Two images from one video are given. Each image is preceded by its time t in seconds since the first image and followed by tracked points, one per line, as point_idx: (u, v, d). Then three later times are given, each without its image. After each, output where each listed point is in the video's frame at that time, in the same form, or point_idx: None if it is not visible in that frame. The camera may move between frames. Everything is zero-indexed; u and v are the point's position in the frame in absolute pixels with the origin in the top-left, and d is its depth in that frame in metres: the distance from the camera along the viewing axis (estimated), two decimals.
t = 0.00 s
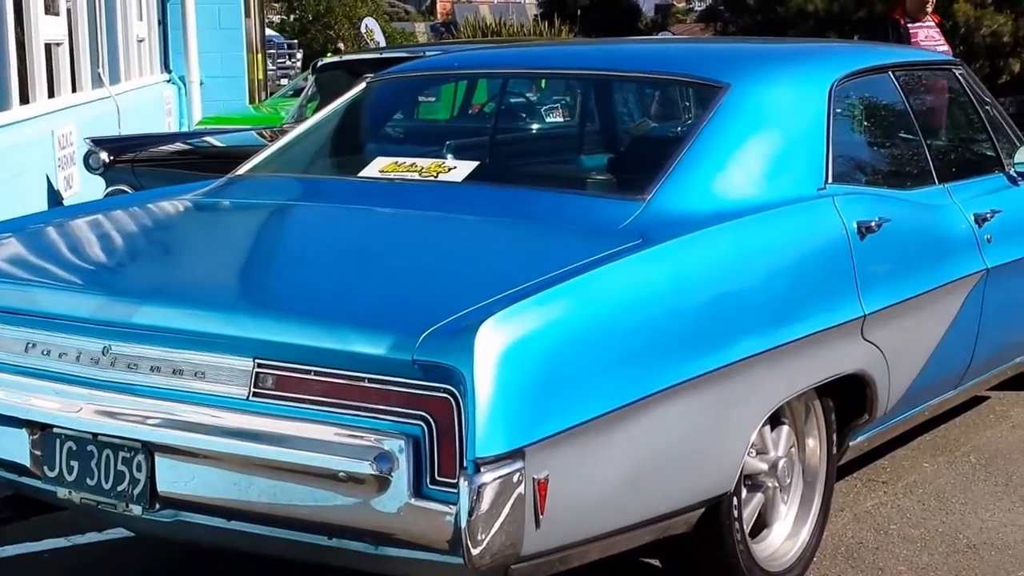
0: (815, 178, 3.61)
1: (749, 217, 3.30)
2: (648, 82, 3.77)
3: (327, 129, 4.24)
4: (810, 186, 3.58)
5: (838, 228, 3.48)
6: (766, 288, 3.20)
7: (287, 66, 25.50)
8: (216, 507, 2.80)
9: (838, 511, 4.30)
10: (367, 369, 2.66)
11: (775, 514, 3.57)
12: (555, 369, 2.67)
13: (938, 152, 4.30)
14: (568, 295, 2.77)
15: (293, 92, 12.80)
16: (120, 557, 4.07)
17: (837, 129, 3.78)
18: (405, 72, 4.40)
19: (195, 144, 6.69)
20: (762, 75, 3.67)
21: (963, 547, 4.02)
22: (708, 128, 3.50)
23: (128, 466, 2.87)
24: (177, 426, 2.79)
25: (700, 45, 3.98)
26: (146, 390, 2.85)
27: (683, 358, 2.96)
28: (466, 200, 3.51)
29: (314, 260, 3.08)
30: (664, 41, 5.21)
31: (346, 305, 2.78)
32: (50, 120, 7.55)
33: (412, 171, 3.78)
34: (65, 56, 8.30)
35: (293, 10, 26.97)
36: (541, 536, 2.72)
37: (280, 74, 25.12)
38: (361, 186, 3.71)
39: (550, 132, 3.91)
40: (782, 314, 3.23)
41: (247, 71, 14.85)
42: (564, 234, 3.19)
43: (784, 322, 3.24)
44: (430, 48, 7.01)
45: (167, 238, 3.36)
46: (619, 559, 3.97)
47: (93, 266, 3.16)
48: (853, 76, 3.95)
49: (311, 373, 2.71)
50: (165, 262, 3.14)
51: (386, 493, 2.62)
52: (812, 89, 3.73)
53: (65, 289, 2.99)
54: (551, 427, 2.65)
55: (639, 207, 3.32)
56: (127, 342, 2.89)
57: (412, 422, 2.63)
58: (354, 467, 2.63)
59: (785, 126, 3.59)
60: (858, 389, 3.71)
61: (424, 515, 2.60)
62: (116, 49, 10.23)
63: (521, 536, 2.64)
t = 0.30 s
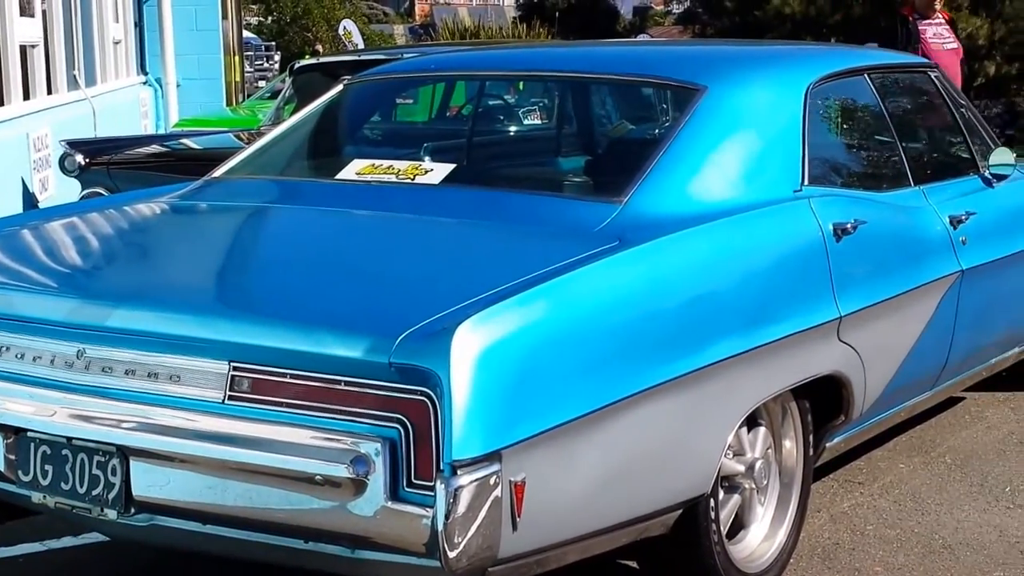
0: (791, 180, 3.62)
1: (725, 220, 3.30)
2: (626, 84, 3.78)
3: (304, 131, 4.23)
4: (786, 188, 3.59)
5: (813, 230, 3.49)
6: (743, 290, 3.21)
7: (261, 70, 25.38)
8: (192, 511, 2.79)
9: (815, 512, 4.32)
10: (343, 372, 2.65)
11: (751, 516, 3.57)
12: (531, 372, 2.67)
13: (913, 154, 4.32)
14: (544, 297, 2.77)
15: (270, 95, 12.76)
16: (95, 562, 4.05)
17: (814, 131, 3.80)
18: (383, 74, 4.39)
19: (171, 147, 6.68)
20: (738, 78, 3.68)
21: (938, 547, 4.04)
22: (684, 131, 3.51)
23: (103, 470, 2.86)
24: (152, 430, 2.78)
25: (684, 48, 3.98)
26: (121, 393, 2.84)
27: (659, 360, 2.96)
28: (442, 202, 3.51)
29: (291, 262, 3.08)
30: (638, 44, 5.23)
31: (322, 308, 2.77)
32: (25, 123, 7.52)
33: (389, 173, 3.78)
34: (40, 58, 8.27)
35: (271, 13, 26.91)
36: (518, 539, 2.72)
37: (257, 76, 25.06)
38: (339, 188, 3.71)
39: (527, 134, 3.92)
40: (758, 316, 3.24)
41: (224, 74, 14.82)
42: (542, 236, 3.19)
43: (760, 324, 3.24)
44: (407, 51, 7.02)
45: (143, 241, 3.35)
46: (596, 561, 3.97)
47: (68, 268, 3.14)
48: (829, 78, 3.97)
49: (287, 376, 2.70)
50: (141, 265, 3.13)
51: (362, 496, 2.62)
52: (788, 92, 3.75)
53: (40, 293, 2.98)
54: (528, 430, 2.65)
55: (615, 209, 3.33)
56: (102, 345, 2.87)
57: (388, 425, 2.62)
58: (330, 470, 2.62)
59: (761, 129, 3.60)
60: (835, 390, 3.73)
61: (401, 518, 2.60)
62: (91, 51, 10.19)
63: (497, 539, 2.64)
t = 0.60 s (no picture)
0: (768, 182, 3.63)
1: (703, 221, 3.31)
2: (604, 86, 3.78)
3: (280, 133, 4.22)
4: (763, 189, 3.60)
5: (790, 232, 3.49)
6: (719, 291, 3.21)
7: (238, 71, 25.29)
8: (167, 515, 2.78)
9: (792, 513, 4.33)
10: (319, 375, 2.65)
11: (729, 517, 3.58)
12: (508, 374, 2.67)
13: (889, 156, 4.33)
14: (521, 300, 2.77)
15: (246, 97, 12.69)
16: (70, 566, 4.03)
17: (790, 133, 3.81)
18: (360, 76, 4.39)
19: (147, 149, 6.66)
20: (715, 80, 3.69)
21: (915, 547, 4.05)
22: (661, 133, 3.52)
23: (77, 475, 2.84)
24: (128, 434, 2.76)
25: (662, 50, 3.99)
26: (96, 397, 2.83)
27: (637, 362, 2.96)
28: (419, 204, 3.50)
29: (267, 265, 3.07)
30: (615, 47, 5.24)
31: (299, 310, 2.77)
32: None
33: (366, 175, 3.77)
34: (14, 60, 8.23)
35: (248, 14, 26.83)
36: (495, 542, 2.71)
37: (234, 77, 24.98)
38: (316, 190, 3.70)
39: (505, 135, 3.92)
40: (735, 318, 3.24)
41: (200, 76, 14.76)
42: (520, 238, 3.19)
43: (737, 326, 3.25)
44: (384, 53, 7.01)
45: (120, 243, 3.33)
46: (573, 563, 3.97)
47: (43, 271, 3.12)
48: (806, 80, 3.98)
49: (263, 380, 2.69)
50: (117, 267, 3.11)
51: (339, 500, 2.61)
52: (764, 94, 3.76)
53: (15, 296, 2.96)
54: (505, 432, 2.65)
55: (592, 212, 3.33)
56: (77, 349, 2.86)
57: (365, 428, 2.62)
58: (306, 473, 2.61)
59: (737, 131, 3.61)
60: (812, 391, 3.74)
61: (378, 521, 2.59)
62: (67, 53, 10.14)
63: (475, 541, 2.64)
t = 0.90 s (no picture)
0: (747, 184, 3.64)
1: (682, 223, 3.31)
2: (583, 89, 3.78)
3: (259, 134, 4.21)
4: (742, 191, 3.61)
5: (768, 233, 3.50)
6: (698, 293, 3.22)
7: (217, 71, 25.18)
8: (144, 519, 2.77)
9: (771, 514, 4.34)
10: (297, 377, 2.64)
11: (708, 518, 3.59)
12: (487, 376, 2.67)
13: (866, 158, 4.35)
14: (500, 301, 2.77)
15: (226, 99, 12.67)
16: (46, 570, 4.01)
17: (769, 135, 3.82)
18: (338, 78, 4.38)
19: (125, 151, 6.64)
20: (694, 82, 3.70)
21: (893, 547, 4.07)
22: (640, 135, 3.52)
23: (53, 479, 2.83)
24: (104, 437, 2.75)
25: (640, 52, 3.99)
26: (72, 401, 2.81)
27: (616, 363, 2.97)
28: (398, 206, 3.50)
29: (246, 267, 3.06)
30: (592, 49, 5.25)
31: (278, 313, 2.76)
32: None
33: (345, 178, 3.76)
34: None
35: (227, 15, 26.74)
36: (475, 544, 2.71)
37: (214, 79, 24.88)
38: (295, 193, 3.69)
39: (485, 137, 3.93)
40: (714, 319, 3.25)
41: (178, 77, 14.70)
42: (499, 240, 3.19)
43: (716, 327, 3.25)
44: (363, 54, 6.99)
45: (97, 246, 3.31)
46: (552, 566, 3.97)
47: (20, 274, 3.11)
48: (784, 82, 3.99)
49: (241, 383, 2.68)
50: (95, 269, 3.10)
51: (318, 503, 2.61)
52: (742, 95, 3.77)
53: None
54: (484, 435, 2.64)
55: (571, 213, 3.33)
56: (53, 352, 2.85)
57: (344, 431, 2.60)
58: (285, 476, 2.61)
59: (716, 133, 3.62)
60: (791, 392, 3.75)
61: (357, 524, 2.59)
62: (43, 54, 10.09)
63: (454, 544, 2.64)
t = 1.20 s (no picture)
0: (731, 185, 3.64)
1: (666, 224, 3.31)
2: (568, 90, 3.78)
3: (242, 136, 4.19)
4: (727, 192, 3.61)
5: (752, 234, 3.50)
6: (682, 294, 3.22)
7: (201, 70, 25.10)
8: (126, 524, 2.76)
9: (755, 514, 4.35)
10: (279, 380, 2.63)
11: (693, 519, 3.59)
12: (471, 378, 2.66)
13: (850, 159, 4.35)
14: (484, 303, 2.77)
15: (211, 100, 12.62)
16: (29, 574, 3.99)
17: (753, 136, 3.82)
18: (322, 78, 4.36)
19: (109, 153, 6.63)
20: (678, 83, 3.70)
21: (876, 547, 4.08)
22: (624, 136, 3.52)
23: (33, 483, 2.83)
24: (85, 442, 2.75)
25: (624, 54, 3.99)
26: (53, 405, 2.80)
27: (600, 365, 2.96)
28: (382, 208, 3.49)
29: (229, 269, 3.05)
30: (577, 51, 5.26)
31: (260, 315, 2.75)
32: None
33: (329, 179, 3.75)
34: None
35: (212, 15, 26.66)
36: (459, 546, 2.71)
37: (198, 79, 24.82)
38: (279, 194, 3.68)
39: (469, 139, 3.95)
40: (698, 320, 3.25)
41: (162, 78, 14.66)
42: (482, 242, 3.18)
43: (700, 328, 3.25)
44: (348, 55, 6.98)
45: (78, 248, 3.30)
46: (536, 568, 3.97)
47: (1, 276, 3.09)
48: (768, 84, 4.00)
49: (223, 386, 2.67)
50: (76, 271, 3.09)
51: (301, 506, 2.59)
52: (727, 97, 3.77)
53: None
54: (467, 437, 2.64)
55: (556, 215, 3.33)
56: (34, 356, 2.84)
57: (328, 434, 2.60)
58: (268, 480, 2.60)
59: (700, 134, 3.62)
60: (776, 392, 3.75)
61: (340, 527, 2.58)
62: (26, 55, 10.05)
63: (438, 547, 2.63)
